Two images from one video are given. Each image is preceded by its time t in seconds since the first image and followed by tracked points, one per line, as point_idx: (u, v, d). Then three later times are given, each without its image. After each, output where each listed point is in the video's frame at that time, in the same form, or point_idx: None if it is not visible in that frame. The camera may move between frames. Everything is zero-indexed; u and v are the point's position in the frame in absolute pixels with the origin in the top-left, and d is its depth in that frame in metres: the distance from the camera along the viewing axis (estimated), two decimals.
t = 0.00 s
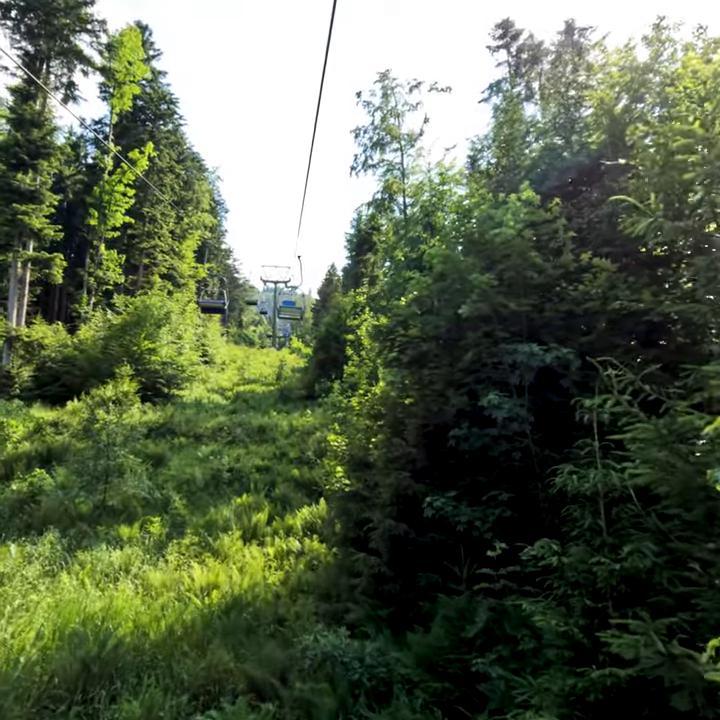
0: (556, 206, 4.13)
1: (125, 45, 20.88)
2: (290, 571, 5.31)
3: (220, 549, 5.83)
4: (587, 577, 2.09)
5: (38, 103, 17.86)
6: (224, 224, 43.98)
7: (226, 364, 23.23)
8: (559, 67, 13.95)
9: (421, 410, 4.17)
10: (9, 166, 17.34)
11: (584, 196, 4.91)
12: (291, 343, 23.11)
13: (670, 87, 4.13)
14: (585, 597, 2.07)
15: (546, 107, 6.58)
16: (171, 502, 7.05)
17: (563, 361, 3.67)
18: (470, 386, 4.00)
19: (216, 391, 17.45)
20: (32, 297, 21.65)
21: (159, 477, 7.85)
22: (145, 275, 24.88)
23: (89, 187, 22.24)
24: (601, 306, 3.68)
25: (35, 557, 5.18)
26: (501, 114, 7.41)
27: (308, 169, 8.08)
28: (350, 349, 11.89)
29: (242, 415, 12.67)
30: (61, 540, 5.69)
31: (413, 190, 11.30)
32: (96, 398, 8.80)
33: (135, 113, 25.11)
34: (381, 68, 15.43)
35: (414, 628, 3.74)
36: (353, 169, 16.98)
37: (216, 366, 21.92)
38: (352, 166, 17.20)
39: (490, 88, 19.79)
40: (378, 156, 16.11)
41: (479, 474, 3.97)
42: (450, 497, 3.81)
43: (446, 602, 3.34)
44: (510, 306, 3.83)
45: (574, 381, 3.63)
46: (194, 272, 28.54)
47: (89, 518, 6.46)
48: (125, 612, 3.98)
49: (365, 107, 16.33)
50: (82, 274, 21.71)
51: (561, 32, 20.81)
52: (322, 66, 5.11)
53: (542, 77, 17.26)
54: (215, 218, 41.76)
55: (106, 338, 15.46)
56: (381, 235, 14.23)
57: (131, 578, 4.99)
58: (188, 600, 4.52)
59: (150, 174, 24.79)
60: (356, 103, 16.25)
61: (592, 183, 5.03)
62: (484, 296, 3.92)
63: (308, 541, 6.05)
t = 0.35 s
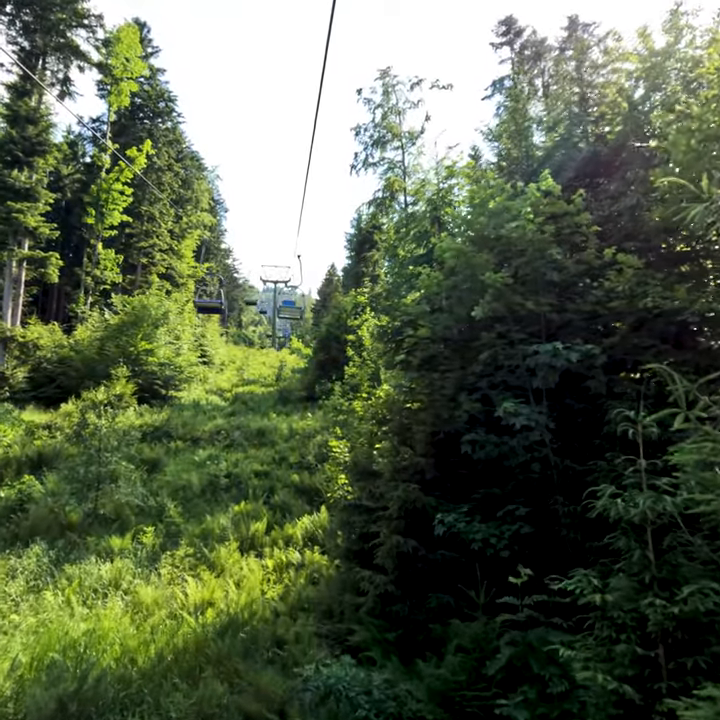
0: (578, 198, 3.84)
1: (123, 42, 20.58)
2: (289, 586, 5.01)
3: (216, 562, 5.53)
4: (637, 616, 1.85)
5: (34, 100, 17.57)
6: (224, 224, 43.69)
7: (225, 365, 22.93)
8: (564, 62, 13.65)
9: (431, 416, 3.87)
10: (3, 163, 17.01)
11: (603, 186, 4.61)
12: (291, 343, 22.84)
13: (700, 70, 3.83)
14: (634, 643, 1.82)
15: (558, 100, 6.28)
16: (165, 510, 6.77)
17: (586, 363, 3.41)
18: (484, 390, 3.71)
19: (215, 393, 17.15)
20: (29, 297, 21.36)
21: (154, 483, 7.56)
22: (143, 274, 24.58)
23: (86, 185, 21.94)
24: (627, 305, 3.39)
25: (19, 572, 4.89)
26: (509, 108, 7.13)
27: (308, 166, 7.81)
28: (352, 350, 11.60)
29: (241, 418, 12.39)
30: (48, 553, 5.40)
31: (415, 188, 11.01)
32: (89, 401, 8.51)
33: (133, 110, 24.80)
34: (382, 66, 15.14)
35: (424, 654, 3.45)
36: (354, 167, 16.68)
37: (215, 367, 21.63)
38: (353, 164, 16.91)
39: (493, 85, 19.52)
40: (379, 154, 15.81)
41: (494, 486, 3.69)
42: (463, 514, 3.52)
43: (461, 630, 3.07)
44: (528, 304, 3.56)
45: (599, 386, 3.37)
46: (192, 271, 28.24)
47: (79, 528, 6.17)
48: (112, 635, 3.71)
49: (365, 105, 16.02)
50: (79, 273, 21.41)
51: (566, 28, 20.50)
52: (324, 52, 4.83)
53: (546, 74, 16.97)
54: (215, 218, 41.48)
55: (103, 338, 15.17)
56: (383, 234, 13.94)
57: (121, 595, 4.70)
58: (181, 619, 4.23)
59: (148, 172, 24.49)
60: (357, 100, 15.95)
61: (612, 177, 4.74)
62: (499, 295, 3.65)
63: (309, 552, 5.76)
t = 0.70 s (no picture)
0: (601, 189, 3.55)
1: (121, 38, 20.30)
2: (289, 602, 4.72)
3: (211, 575, 5.24)
4: (702, 675, 1.88)
5: (29, 96, 17.29)
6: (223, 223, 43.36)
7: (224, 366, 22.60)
8: (570, 58, 13.35)
9: (442, 424, 3.57)
10: None
11: (624, 177, 4.31)
12: (291, 344, 22.51)
13: None
14: (701, 707, 1.81)
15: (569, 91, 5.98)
16: (159, 518, 6.47)
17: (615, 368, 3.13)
18: (500, 395, 3.41)
19: (214, 394, 16.83)
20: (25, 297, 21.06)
21: (148, 490, 7.26)
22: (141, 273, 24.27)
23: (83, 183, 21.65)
24: (658, 303, 3.09)
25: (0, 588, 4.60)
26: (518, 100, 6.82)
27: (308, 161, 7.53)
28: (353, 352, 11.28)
29: (239, 420, 12.08)
30: (33, 566, 5.11)
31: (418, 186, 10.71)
32: (82, 404, 8.20)
33: (131, 108, 24.49)
34: (383, 63, 14.88)
35: (437, 686, 3.17)
36: (354, 165, 16.38)
37: (214, 368, 21.31)
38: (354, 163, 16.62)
39: (496, 83, 19.21)
40: (380, 153, 15.52)
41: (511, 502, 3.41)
42: (479, 532, 3.23)
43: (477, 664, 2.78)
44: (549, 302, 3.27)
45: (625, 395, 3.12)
46: (191, 270, 27.91)
47: (68, 540, 5.89)
48: (96, 663, 3.44)
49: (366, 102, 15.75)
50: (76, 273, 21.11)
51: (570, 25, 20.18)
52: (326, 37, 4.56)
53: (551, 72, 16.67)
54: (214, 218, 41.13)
55: (99, 338, 14.87)
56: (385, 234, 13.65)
57: (110, 613, 4.41)
58: (173, 643, 3.95)
59: (146, 170, 24.17)
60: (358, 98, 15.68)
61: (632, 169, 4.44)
62: (517, 292, 3.36)
63: (309, 565, 5.46)
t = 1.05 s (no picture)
0: (631, 178, 3.27)
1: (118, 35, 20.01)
2: (290, 620, 4.42)
3: (206, 592, 4.94)
4: None
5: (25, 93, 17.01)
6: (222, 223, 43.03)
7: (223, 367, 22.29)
8: (575, 54, 13.07)
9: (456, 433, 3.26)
10: None
11: (649, 168, 4.03)
12: (291, 344, 22.21)
13: None
14: None
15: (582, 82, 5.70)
16: (153, 528, 6.18)
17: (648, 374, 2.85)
18: (521, 402, 3.11)
19: (213, 395, 16.54)
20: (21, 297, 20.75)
21: (142, 498, 6.96)
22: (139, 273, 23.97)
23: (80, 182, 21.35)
24: (699, 301, 2.82)
25: None
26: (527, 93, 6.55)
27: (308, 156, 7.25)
28: (354, 354, 10.99)
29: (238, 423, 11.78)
30: (17, 583, 4.80)
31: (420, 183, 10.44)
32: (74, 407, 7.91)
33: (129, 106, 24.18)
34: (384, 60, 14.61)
35: None
36: (355, 164, 16.10)
37: (213, 369, 21.01)
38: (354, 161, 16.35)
39: (498, 81, 18.93)
40: (381, 151, 15.23)
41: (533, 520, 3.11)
42: (498, 554, 2.92)
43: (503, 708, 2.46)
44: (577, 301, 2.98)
45: (660, 403, 2.83)
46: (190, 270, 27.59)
47: (57, 552, 5.59)
48: (76, 700, 3.15)
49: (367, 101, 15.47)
50: (73, 272, 20.81)
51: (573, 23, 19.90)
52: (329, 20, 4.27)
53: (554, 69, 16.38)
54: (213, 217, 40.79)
55: (95, 339, 14.57)
56: (386, 233, 13.36)
57: (97, 634, 4.12)
58: (163, 671, 3.66)
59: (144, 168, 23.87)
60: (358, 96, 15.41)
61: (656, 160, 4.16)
62: (541, 290, 3.07)
63: (311, 579, 5.17)
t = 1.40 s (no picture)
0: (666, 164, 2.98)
1: (116, 31, 19.71)
2: (291, 641, 4.13)
3: (201, 609, 4.63)
4: None
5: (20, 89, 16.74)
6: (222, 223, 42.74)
7: (222, 368, 22.00)
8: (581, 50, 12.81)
9: (473, 443, 2.97)
10: None
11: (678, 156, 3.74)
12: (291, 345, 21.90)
13: None
14: None
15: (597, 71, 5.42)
16: (146, 539, 5.88)
17: (689, 380, 2.57)
18: (546, 409, 2.82)
19: (211, 397, 16.25)
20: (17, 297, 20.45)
21: (136, 506, 6.67)
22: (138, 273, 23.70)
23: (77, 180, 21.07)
24: None
25: None
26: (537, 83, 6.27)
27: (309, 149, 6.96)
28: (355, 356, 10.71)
29: (236, 426, 11.48)
30: None
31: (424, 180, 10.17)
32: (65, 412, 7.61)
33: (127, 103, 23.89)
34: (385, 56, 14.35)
35: None
36: (355, 162, 15.83)
37: (212, 370, 20.73)
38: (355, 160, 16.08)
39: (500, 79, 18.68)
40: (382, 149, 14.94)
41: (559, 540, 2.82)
42: (523, 581, 2.62)
43: None
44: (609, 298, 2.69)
45: (704, 412, 2.55)
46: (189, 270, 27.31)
47: (44, 566, 5.29)
48: None
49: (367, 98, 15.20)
50: (69, 272, 20.52)
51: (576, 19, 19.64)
52: None
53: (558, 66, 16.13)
54: (212, 216, 40.50)
55: (91, 340, 14.27)
56: (388, 233, 13.08)
57: (82, 659, 3.82)
58: (152, 703, 3.37)
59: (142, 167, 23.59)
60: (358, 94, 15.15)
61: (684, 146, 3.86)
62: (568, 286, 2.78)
63: (313, 594, 4.89)
